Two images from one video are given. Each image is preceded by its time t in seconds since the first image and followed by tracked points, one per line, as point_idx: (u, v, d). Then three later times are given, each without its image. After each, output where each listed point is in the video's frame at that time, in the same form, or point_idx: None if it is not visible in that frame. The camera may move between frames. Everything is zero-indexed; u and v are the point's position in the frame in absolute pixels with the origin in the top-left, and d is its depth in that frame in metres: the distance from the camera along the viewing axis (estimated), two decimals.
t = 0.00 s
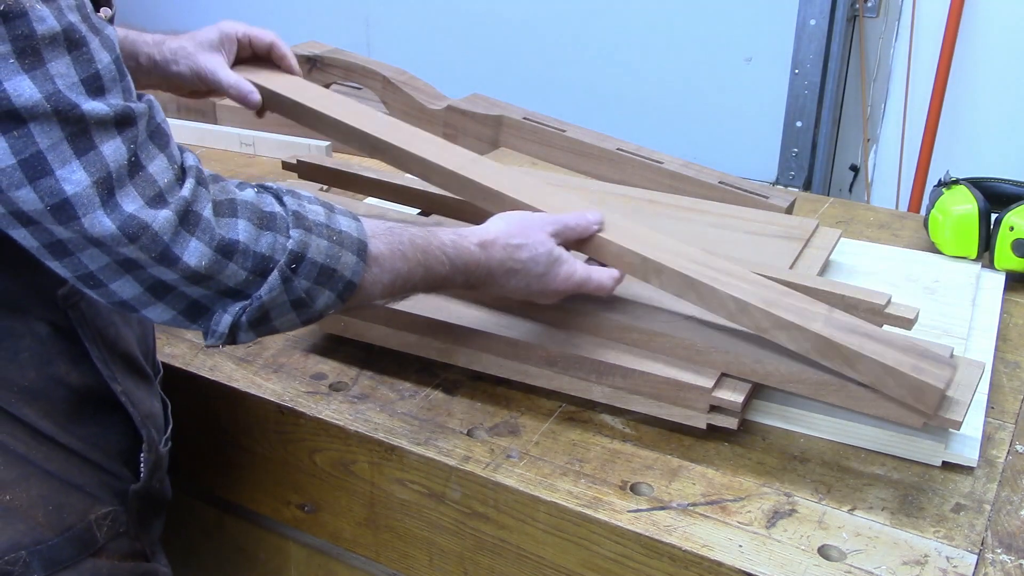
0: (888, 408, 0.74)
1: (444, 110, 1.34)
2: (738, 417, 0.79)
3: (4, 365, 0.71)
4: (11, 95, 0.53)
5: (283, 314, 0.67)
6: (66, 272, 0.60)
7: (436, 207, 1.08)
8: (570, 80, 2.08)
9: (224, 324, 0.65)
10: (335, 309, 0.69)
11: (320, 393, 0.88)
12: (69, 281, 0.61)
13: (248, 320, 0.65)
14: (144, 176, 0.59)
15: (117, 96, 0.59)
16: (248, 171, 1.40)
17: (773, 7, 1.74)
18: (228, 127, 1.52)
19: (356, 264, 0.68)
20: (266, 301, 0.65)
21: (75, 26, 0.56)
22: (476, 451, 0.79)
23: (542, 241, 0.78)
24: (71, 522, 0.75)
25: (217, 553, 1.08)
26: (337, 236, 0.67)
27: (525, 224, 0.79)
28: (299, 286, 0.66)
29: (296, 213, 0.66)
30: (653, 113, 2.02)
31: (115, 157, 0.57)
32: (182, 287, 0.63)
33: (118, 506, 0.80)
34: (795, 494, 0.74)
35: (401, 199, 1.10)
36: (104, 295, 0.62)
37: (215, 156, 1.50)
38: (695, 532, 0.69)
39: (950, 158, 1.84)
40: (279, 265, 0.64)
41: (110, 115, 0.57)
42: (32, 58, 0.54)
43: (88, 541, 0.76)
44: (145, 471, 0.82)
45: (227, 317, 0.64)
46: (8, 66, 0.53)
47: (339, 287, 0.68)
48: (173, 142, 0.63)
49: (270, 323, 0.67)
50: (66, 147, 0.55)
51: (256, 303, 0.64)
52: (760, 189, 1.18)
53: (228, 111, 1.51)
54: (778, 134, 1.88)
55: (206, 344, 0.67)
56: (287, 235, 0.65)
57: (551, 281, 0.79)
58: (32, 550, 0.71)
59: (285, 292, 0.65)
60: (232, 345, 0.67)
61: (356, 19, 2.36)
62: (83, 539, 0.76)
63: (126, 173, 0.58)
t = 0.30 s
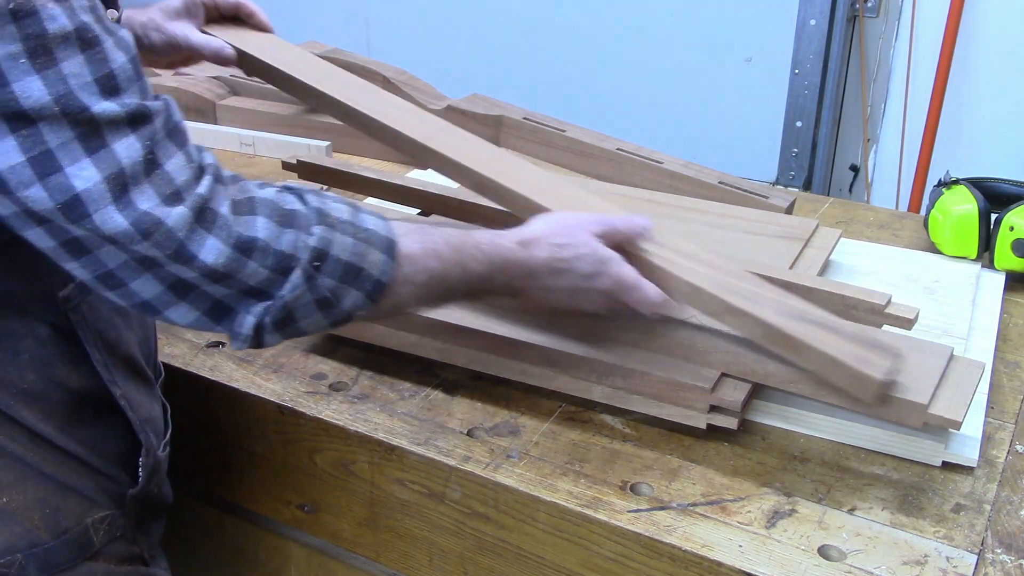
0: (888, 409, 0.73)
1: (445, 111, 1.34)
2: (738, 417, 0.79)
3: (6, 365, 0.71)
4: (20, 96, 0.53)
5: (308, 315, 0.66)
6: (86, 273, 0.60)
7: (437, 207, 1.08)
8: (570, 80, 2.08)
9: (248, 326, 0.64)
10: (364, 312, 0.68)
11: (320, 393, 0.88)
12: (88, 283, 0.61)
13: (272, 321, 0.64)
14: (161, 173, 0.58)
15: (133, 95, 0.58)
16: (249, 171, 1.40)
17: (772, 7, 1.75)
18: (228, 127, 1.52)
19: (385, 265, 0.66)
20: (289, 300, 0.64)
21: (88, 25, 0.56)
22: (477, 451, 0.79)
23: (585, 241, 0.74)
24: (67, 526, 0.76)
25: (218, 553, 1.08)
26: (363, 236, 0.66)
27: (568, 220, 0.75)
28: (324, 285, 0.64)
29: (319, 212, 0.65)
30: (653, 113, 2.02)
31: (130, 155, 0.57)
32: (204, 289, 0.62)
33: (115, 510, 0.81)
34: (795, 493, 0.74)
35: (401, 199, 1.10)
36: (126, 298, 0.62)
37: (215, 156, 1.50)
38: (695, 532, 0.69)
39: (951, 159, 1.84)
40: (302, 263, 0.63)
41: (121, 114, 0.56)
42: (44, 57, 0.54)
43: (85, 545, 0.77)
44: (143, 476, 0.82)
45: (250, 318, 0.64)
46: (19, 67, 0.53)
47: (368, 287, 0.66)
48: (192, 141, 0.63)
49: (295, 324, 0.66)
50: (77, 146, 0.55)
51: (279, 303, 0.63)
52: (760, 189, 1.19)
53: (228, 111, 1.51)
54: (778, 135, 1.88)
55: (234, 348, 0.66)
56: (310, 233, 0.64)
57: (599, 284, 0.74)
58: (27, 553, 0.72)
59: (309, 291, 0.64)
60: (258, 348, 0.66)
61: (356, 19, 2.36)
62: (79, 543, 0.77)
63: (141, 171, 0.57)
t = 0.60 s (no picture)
0: (890, 407, 0.73)
1: (445, 110, 1.34)
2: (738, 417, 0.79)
3: (17, 364, 0.71)
4: (52, 84, 0.53)
5: (358, 319, 0.63)
6: (127, 272, 0.59)
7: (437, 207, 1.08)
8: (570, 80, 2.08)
9: (294, 327, 0.61)
10: (420, 323, 0.65)
11: (320, 393, 0.88)
12: (128, 285, 0.60)
13: (319, 323, 0.62)
14: (200, 159, 0.58)
15: (173, 82, 0.58)
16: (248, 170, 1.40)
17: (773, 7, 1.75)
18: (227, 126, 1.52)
19: (439, 268, 0.65)
20: (337, 300, 0.61)
21: (123, 12, 0.56)
22: (476, 451, 0.79)
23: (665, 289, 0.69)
24: (77, 524, 0.75)
25: (218, 553, 1.08)
26: (415, 236, 0.65)
27: (634, 270, 0.72)
28: (374, 284, 0.63)
29: (370, 208, 0.65)
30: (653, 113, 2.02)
31: (168, 140, 0.56)
32: (248, 286, 0.61)
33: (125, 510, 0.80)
34: (795, 493, 0.74)
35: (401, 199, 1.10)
36: (167, 298, 0.60)
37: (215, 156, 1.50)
38: (695, 532, 0.69)
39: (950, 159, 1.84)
40: (350, 258, 0.62)
41: (158, 99, 0.56)
42: (79, 42, 0.54)
43: (94, 544, 0.76)
44: (152, 474, 0.82)
45: (296, 319, 0.61)
46: (52, 53, 0.53)
47: (422, 292, 0.64)
48: (232, 130, 0.63)
49: (345, 329, 0.63)
50: (114, 132, 0.55)
51: (327, 301, 0.61)
52: (760, 189, 1.19)
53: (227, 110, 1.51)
54: (778, 136, 1.88)
55: (281, 360, 0.63)
56: (360, 229, 0.63)
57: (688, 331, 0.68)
58: (39, 551, 0.71)
59: (358, 289, 0.62)
60: (306, 357, 0.63)
61: (355, 19, 2.35)
62: (90, 541, 0.75)
63: (180, 157, 0.57)
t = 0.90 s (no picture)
0: (889, 407, 0.74)
1: (445, 110, 1.34)
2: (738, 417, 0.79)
3: (19, 365, 0.71)
4: (46, 88, 0.53)
5: (349, 329, 0.63)
6: (116, 284, 0.58)
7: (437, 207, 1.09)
8: (570, 80, 2.09)
9: (285, 338, 0.61)
10: (411, 332, 0.65)
11: (320, 393, 0.88)
12: (117, 297, 0.59)
13: (310, 333, 0.62)
14: (192, 168, 0.58)
15: (167, 91, 0.58)
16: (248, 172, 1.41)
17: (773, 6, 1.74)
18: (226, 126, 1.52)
19: (429, 276, 0.65)
20: (327, 309, 0.61)
21: (120, 20, 0.56)
22: (476, 451, 0.79)
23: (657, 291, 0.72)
24: (78, 526, 0.75)
25: (218, 553, 1.08)
26: (404, 244, 0.65)
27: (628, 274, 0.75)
28: (364, 292, 0.62)
29: (358, 217, 0.65)
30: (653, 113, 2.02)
31: (161, 149, 0.56)
32: (238, 297, 0.60)
33: (125, 511, 0.80)
34: (795, 493, 0.74)
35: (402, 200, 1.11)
36: (156, 311, 0.60)
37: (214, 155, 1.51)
38: (695, 532, 0.69)
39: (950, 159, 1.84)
40: (339, 267, 0.62)
41: (153, 107, 0.56)
42: (74, 47, 0.54)
43: (95, 546, 0.76)
44: (152, 475, 0.82)
45: (287, 330, 0.61)
46: (48, 57, 0.53)
47: (412, 300, 0.64)
48: (225, 141, 0.62)
49: (336, 339, 0.63)
50: (106, 139, 0.55)
51: (317, 311, 0.61)
52: (760, 189, 1.19)
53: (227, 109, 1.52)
54: (778, 136, 1.88)
55: (272, 372, 0.63)
56: (349, 238, 0.63)
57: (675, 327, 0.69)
58: (39, 553, 0.71)
59: (349, 298, 0.62)
60: (297, 368, 0.63)
61: (355, 19, 2.35)
62: (89, 544, 0.75)
63: (172, 165, 0.57)
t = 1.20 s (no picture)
0: (889, 408, 0.73)
1: (445, 110, 1.34)
2: (738, 417, 0.79)
3: (27, 364, 0.71)
4: (58, 89, 0.52)
5: (344, 322, 0.64)
6: (118, 287, 0.58)
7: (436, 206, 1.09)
8: (570, 80, 2.09)
9: (285, 336, 0.62)
10: (403, 316, 0.67)
11: (320, 393, 0.88)
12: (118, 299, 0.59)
13: (309, 330, 0.63)
14: (194, 174, 0.58)
15: (173, 98, 0.57)
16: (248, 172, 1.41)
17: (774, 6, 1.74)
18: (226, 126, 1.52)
19: (416, 263, 0.66)
20: (325, 304, 0.62)
21: (130, 25, 0.56)
22: (476, 451, 0.79)
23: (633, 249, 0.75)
24: (83, 526, 0.75)
25: (218, 555, 1.08)
26: (391, 234, 0.66)
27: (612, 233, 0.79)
28: (357, 284, 0.63)
29: (345, 212, 0.65)
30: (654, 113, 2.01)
31: (166, 153, 0.56)
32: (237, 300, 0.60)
33: (130, 512, 0.80)
34: (795, 493, 0.74)
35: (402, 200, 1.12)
36: (157, 313, 0.60)
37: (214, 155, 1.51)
38: (695, 532, 0.69)
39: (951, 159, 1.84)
40: (333, 263, 0.62)
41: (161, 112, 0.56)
42: (86, 50, 0.53)
43: (99, 547, 0.76)
44: (157, 477, 0.82)
45: (286, 328, 0.62)
46: (60, 58, 0.52)
47: (403, 289, 0.66)
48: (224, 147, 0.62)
49: (333, 333, 0.64)
50: (113, 142, 0.54)
51: (314, 307, 0.62)
52: (760, 189, 1.18)
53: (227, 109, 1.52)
54: (778, 137, 1.88)
55: (273, 367, 0.64)
56: (337, 233, 0.63)
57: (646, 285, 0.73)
58: (45, 553, 0.71)
59: (343, 292, 0.63)
60: (297, 363, 0.64)
61: (355, 18, 2.35)
62: (95, 544, 0.76)
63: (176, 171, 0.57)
